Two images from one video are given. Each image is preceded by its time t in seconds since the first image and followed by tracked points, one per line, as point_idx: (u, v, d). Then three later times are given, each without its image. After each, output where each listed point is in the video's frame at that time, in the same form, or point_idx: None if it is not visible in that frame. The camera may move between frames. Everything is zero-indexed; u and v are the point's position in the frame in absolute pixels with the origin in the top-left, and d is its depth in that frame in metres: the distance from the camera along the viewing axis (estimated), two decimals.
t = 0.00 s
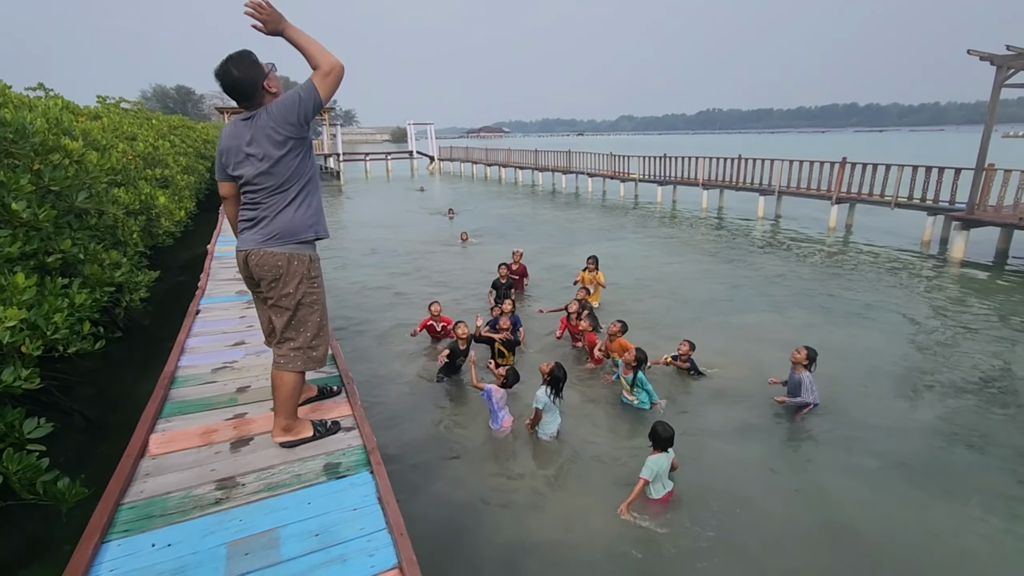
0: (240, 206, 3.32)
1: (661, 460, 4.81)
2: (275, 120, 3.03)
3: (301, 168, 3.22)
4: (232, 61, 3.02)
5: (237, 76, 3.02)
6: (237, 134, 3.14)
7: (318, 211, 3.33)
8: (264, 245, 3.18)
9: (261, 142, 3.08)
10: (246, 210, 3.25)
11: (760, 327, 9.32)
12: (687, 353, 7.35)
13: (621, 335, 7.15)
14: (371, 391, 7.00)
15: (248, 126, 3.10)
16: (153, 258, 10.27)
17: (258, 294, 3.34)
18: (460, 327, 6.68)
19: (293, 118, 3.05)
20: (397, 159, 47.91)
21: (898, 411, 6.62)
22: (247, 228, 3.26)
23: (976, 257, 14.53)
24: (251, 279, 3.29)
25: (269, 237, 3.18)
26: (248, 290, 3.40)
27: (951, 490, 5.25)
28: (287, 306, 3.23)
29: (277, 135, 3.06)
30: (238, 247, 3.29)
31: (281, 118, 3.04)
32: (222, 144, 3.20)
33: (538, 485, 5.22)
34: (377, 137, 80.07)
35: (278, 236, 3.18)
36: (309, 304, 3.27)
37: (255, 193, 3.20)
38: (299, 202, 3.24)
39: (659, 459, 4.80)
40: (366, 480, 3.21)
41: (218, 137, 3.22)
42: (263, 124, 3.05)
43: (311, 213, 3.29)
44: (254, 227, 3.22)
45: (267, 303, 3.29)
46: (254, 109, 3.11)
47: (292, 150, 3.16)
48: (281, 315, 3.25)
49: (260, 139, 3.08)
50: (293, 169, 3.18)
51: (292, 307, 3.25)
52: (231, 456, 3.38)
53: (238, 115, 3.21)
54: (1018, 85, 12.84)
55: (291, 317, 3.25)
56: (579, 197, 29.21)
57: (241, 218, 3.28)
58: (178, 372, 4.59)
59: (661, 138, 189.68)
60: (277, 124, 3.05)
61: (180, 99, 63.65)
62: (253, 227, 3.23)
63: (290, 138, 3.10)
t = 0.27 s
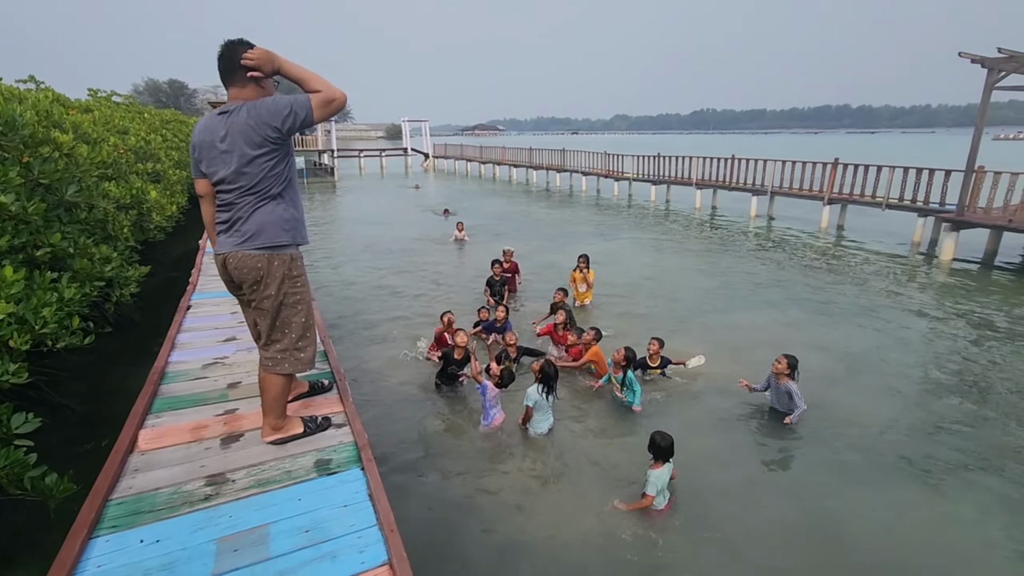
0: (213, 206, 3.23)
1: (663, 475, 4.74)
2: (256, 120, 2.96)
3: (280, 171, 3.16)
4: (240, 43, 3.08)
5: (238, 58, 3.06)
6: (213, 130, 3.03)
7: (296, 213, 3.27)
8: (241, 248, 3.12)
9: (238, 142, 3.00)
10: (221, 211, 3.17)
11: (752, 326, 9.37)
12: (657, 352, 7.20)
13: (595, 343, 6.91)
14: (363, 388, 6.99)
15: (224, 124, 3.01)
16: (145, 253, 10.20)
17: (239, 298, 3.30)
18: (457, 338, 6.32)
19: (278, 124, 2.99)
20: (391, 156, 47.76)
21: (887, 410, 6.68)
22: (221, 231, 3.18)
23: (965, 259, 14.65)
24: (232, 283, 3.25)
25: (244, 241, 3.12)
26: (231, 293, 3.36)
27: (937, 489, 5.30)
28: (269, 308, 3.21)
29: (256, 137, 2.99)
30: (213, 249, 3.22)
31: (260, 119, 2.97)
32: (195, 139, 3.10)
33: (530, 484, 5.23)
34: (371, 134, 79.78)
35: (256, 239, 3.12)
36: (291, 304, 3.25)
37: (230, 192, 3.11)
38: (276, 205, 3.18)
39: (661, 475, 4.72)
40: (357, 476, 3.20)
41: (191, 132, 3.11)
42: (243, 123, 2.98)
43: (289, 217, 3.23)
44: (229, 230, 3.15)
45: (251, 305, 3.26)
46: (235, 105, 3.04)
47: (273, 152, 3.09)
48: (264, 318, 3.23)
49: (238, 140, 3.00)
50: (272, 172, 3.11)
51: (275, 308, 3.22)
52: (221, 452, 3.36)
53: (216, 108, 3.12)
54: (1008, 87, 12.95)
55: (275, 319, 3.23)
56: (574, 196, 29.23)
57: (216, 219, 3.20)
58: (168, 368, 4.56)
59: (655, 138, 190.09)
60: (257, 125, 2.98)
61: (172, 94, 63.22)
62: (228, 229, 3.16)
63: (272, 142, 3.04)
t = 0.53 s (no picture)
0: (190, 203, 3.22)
1: (663, 483, 4.62)
2: (236, 119, 2.97)
3: (260, 170, 3.17)
4: (225, 39, 3.10)
5: (224, 54, 3.10)
6: (191, 127, 3.02)
7: (276, 212, 3.29)
8: (221, 246, 3.13)
9: (217, 140, 3.00)
10: (198, 210, 3.17)
11: (741, 324, 9.44)
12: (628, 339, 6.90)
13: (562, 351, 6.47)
14: (354, 384, 7.01)
15: (202, 122, 3.00)
16: (135, 248, 10.16)
17: (222, 296, 3.31)
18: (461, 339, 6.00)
19: (260, 124, 3.00)
20: (385, 153, 47.66)
21: (871, 407, 6.75)
22: (200, 230, 3.18)
23: (953, 259, 14.80)
24: (214, 281, 3.25)
25: (225, 241, 3.13)
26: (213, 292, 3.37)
27: (919, 484, 5.37)
28: (255, 305, 3.24)
29: (235, 135, 3.00)
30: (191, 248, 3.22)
31: (240, 118, 2.98)
32: (172, 136, 3.08)
33: (517, 479, 5.26)
34: (366, 130, 79.52)
35: (236, 238, 3.13)
36: (276, 300, 3.29)
37: (208, 191, 3.11)
38: (256, 205, 3.19)
39: (661, 483, 4.60)
40: (343, 469, 3.23)
41: (167, 128, 3.09)
42: (222, 122, 2.98)
43: (269, 216, 3.24)
44: (208, 229, 3.15)
45: (235, 303, 3.28)
46: (214, 102, 3.04)
47: (252, 151, 3.10)
48: (250, 315, 3.26)
49: (216, 138, 3.00)
50: (251, 171, 3.12)
51: (261, 305, 3.26)
52: (208, 445, 3.38)
53: (193, 104, 3.11)
54: (996, 90, 13.08)
55: (261, 315, 3.27)
56: (567, 194, 29.29)
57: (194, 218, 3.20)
58: (156, 362, 4.56)
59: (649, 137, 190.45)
60: (237, 124, 2.98)
61: (165, 88, 62.75)
62: (206, 229, 3.16)
63: (252, 142, 3.05)
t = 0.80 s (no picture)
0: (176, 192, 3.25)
1: (665, 478, 4.59)
2: (220, 111, 2.98)
3: (244, 163, 3.17)
4: (226, 36, 3.13)
5: (221, 49, 3.12)
6: (179, 116, 3.05)
7: (258, 206, 3.28)
8: (200, 235, 3.12)
9: (201, 131, 3.02)
10: (182, 199, 3.19)
11: (734, 319, 9.49)
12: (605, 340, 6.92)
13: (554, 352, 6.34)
14: (348, 378, 7.01)
15: (188, 111, 3.02)
16: (127, 241, 10.10)
17: (205, 287, 3.32)
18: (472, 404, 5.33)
19: (243, 118, 2.99)
20: (381, 148, 47.51)
21: (862, 402, 6.81)
22: (182, 219, 3.20)
23: (945, 256, 14.91)
24: (196, 273, 3.26)
25: (203, 231, 3.13)
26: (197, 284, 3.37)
27: (908, 478, 5.44)
28: (235, 297, 3.23)
29: (219, 127, 3.01)
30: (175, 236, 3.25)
31: (224, 110, 2.98)
32: (162, 124, 3.12)
33: (511, 472, 5.29)
34: (361, 124, 79.22)
35: (214, 228, 3.12)
36: (257, 292, 3.28)
37: (191, 181, 3.12)
38: (238, 197, 3.18)
39: (664, 476, 4.58)
40: (335, 460, 3.24)
41: (158, 116, 3.13)
42: (207, 113, 3.00)
43: (251, 210, 3.23)
44: (189, 219, 3.16)
45: (216, 296, 3.28)
46: (203, 93, 3.06)
47: (237, 144, 3.10)
48: (231, 307, 3.26)
49: (200, 128, 3.01)
50: (234, 163, 3.12)
51: (241, 296, 3.25)
52: (201, 437, 3.38)
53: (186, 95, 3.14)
54: (989, 88, 13.16)
55: (242, 307, 3.26)
56: (563, 190, 29.29)
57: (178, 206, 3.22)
58: (149, 354, 4.56)
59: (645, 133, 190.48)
60: (220, 116, 2.99)
61: (158, 81, 62.28)
62: (187, 218, 3.18)
63: (236, 134, 3.05)
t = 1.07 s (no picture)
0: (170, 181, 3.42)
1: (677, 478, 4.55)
2: (188, 104, 3.03)
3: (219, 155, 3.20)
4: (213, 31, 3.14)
5: (204, 42, 3.13)
6: (161, 109, 3.16)
7: (236, 197, 3.30)
8: (178, 223, 3.23)
9: (175, 124, 3.10)
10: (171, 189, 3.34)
11: (728, 314, 9.53)
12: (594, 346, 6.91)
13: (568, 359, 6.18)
14: (342, 373, 7.00)
15: (166, 104, 3.11)
16: (118, 236, 10.03)
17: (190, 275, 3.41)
18: (473, 446, 5.19)
19: (207, 111, 3.00)
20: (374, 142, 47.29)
21: (853, 395, 6.86)
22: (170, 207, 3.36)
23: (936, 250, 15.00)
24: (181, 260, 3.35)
25: (181, 220, 3.24)
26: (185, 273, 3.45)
27: (899, 470, 5.48)
28: (215, 284, 3.28)
29: (189, 120, 3.06)
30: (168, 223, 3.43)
31: (193, 103, 3.03)
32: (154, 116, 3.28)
33: (505, 466, 5.30)
34: (354, 119, 78.82)
35: (190, 218, 3.21)
36: (238, 279, 3.29)
37: (173, 171, 3.24)
38: (213, 188, 3.23)
39: (676, 476, 4.53)
40: (329, 455, 3.24)
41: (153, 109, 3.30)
42: (178, 106, 3.06)
43: (227, 200, 3.26)
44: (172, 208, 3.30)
45: (199, 284, 3.33)
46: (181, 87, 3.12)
47: (210, 136, 3.13)
48: (213, 294, 3.29)
49: (174, 121, 3.10)
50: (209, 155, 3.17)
51: (222, 283, 3.29)
52: (193, 432, 3.37)
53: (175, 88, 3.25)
54: (981, 83, 13.22)
55: (224, 294, 3.28)
56: (557, 185, 29.26)
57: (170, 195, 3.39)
58: (141, 350, 4.53)
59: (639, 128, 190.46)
60: (189, 109, 3.04)
61: (149, 74, 61.69)
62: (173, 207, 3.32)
63: (205, 127, 3.07)
